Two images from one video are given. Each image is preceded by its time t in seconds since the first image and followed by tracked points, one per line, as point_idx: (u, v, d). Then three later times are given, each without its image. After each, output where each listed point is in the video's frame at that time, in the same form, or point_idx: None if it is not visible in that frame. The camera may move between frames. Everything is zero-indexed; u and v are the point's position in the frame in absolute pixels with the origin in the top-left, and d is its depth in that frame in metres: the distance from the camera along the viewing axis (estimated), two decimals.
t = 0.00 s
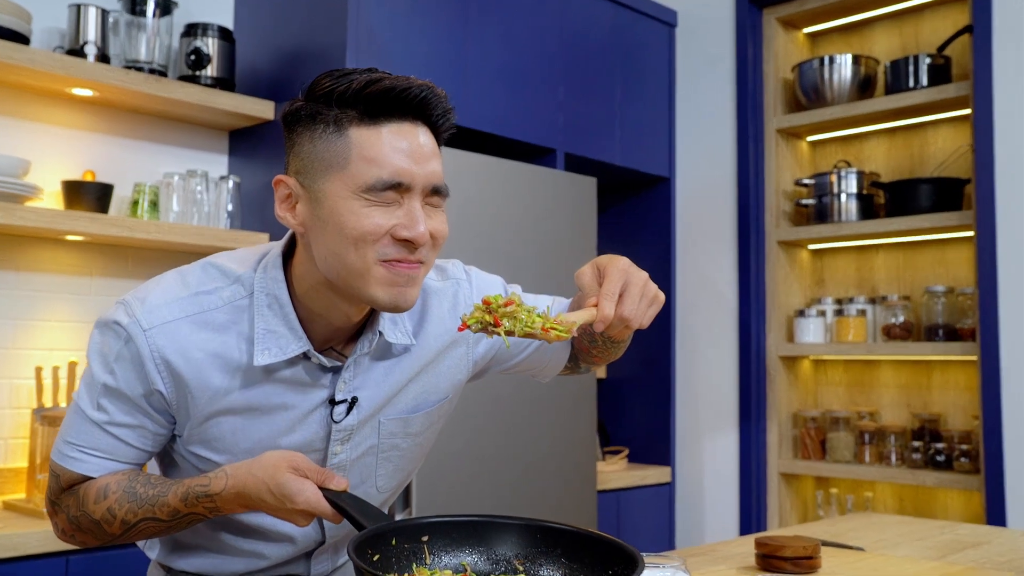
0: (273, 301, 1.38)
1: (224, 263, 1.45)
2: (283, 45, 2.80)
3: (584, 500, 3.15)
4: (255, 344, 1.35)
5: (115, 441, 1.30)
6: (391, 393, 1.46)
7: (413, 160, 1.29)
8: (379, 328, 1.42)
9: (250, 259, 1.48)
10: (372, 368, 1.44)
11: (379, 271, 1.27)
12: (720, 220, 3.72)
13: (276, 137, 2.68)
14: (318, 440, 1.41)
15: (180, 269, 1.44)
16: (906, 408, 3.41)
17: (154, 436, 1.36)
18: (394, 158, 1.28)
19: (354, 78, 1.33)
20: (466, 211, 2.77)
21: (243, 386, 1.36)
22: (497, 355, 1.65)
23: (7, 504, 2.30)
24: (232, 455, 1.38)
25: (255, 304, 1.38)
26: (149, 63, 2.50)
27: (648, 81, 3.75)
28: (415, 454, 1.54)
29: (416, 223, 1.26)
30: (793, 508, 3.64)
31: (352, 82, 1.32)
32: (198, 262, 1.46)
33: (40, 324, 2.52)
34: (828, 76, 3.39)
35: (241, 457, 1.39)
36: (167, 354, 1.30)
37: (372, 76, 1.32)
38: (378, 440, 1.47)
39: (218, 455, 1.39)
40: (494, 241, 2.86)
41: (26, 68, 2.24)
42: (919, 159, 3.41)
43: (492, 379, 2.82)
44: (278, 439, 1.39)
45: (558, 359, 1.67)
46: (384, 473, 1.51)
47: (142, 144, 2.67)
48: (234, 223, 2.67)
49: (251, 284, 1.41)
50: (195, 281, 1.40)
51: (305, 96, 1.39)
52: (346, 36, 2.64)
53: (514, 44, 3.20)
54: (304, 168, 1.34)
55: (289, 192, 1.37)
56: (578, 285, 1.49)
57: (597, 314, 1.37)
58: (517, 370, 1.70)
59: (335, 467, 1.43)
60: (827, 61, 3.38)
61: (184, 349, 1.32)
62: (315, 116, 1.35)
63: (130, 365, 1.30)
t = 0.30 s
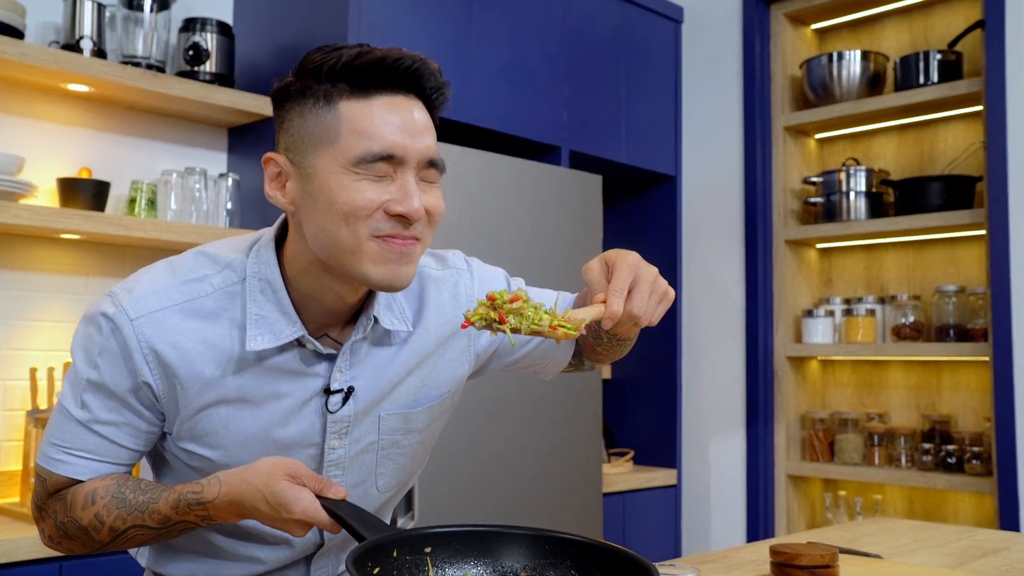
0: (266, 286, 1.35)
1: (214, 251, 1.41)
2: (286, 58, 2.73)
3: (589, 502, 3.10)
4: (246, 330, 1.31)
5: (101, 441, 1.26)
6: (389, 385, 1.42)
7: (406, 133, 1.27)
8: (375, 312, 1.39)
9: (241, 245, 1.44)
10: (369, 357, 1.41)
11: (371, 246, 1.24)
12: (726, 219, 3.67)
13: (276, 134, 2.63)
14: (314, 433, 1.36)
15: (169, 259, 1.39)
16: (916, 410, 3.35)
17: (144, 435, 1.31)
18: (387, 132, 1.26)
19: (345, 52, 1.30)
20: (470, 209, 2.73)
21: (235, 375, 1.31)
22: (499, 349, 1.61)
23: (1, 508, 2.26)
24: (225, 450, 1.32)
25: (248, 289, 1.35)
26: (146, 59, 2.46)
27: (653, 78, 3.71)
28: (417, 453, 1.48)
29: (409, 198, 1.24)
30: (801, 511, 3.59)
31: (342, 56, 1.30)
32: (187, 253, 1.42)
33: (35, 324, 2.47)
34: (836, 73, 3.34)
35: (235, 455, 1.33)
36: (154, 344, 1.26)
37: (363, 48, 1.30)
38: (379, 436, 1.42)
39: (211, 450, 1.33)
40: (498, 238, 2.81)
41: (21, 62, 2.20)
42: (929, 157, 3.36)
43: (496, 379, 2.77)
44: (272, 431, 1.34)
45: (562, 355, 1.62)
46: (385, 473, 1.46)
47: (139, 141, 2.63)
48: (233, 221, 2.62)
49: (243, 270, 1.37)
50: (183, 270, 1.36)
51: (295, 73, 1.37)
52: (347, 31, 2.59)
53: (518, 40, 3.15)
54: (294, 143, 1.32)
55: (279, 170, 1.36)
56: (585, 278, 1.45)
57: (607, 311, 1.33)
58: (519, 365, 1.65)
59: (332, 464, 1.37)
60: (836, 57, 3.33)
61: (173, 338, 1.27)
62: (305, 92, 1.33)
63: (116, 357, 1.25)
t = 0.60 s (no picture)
0: (259, 271, 1.33)
1: (206, 240, 1.38)
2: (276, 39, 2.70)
3: (592, 503, 3.06)
4: (239, 315, 1.29)
5: (90, 439, 1.21)
6: (386, 376, 1.38)
7: (391, 104, 1.24)
8: (370, 297, 1.36)
9: (234, 234, 1.42)
10: (365, 346, 1.38)
11: (359, 221, 1.20)
12: (731, 219, 3.63)
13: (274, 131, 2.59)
14: (310, 426, 1.32)
15: (160, 250, 1.36)
16: (922, 411, 3.31)
17: (136, 434, 1.27)
18: (371, 103, 1.23)
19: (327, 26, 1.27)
20: (471, 207, 2.69)
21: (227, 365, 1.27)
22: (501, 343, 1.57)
23: None
24: (219, 444, 1.28)
25: (241, 274, 1.33)
26: (142, 54, 2.41)
27: (657, 75, 3.67)
28: (417, 451, 1.44)
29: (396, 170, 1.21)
30: (806, 513, 3.55)
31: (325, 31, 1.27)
32: (179, 244, 1.39)
33: (29, 324, 2.44)
34: (842, 70, 3.30)
35: (230, 451, 1.28)
36: (146, 333, 1.23)
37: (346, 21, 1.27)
38: (377, 431, 1.39)
39: (203, 446, 1.28)
40: (500, 236, 2.78)
41: (14, 58, 2.16)
42: (936, 155, 3.33)
43: (497, 379, 2.73)
44: (266, 424, 1.29)
45: (565, 352, 1.59)
46: (385, 472, 1.41)
47: (135, 139, 2.59)
48: (231, 220, 2.59)
49: (235, 255, 1.35)
50: (175, 259, 1.33)
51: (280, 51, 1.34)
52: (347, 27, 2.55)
53: (520, 36, 3.11)
54: (278, 120, 1.29)
55: (266, 149, 1.33)
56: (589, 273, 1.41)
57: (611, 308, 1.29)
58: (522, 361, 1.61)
59: (330, 459, 1.33)
60: (842, 54, 3.28)
61: (165, 327, 1.25)
62: (290, 68, 1.30)
63: (106, 350, 1.22)
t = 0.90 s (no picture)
0: (257, 271, 1.31)
1: (203, 241, 1.36)
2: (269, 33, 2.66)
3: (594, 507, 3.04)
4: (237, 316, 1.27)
5: (84, 449, 1.18)
6: (384, 383, 1.36)
7: (361, 90, 1.22)
8: (366, 303, 1.33)
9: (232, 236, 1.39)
10: (363, 351, 1.35)
11: (328, 212, 1.20)
12: (733, 219, 3.60)
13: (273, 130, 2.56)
14: (307, 433, 1.29)
15: (156, 252, 1.34)
16: (927, 413, 3.28)
17: (130, 442, 1.23)
18: (341, 89, 1.21)
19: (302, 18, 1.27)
20: (472, 207, 2.66)
21: (223, 369, 1.26)
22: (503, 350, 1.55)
23: None
24: (214, 451, 1.25)
25: (239, 274, 1.31)
26: (140, 53, 2.38)
27: (659, 75, 3.64)
28: (417, 460, 1.41)
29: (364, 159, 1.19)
30: (809, 517, 3.52)
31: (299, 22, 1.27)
32: (177, 245, 1.36)
33: (25, 326, 2.41)
34: (846, 69, 3.27)
35: (226, 459, 1.25)
36: (141, 337, 1.20)
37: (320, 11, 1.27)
38: (377, 440, 1.36)
39: (198, 453, 1.25)
40: (501, 237, 2.75)
41: (10, 57, 2.13)
42: (940, 155, 3.30)
43: (499, 383, 2.71)
44: (262, 430, 1.26)
45: (567, 361, 1.56)
46: (384, 482, 1.38)
47: (133, 138, 2.56)
48: (229, 220, 2.56)
49: (234, 255, 1.33)
50: (173, 260, 1.30)
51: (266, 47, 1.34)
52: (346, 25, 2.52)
53: (521, 35, 3.08)
54: (260, 113, 1.29)
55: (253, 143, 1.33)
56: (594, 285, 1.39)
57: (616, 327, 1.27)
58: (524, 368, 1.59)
59: (328, 468, 1.31)
60: (845, 53, 3.25)
61: (161, 331, 1.23)
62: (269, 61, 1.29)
63: (101, 356, 1.19)
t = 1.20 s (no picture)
0: (255, 272, 1.30)
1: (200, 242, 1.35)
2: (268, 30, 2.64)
3: (595, 509, 3.02)
4: (233, 318, 1.26)
5: (85, 454, 1.17)
6: (384, 385, 1.34)
7: (341, 83, 1.21)
8: (366, 304, 1.32)
9: (228, 235, 1.38)
10: (363, 352, 1.34)
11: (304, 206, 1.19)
12: (734, 219, 3.59)
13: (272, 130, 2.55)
14: (308, 435, 1.28)
15: (155, 252, 1.32)
16: (928, 414, 3.27)
17: (131, 446, 1.22)
18: (321, 83, 1.20)
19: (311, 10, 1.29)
20: (472, 207, 2.65)
21: (221, 371, 1.25)
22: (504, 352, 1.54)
23: None
24: (216, 454, 1.24)
25: (237, 275, 1.29)
26: (138, 52, 2.37)
27: (659, 75, 3.63)
28: (420, 464, 1.40)
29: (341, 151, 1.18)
30: (810, 518, 3.50)
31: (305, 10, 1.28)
32: (177, 245, 1.35)
33: (23, 327, 2.39)
34: (847, 69, 3.26)
35: (226, 461, 1.24)
36: (141, 339, 1.19)
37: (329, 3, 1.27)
38: (378, 442, 1.35)
39: (197, 455, 1.24)
40: (501, 237, 2.74)
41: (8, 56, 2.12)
42: (942, 155, 3.29)
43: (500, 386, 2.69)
44: (262, 432, 1.25)
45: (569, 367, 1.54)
46: (387, 486, 1.37)
47: (131, 139, 2.55)
48: (228, 221, 2.55)
49: (231, 255, 1.32)
50: (171, 260, 1.29)
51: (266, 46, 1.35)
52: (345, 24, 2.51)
53: (520, 35, 3.07)
54: (251, 106, 1.29)
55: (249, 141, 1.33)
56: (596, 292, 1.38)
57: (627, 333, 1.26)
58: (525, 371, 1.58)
59: (329, 471, 1.29)
60: (846, 53, 3.24)
61: (159, 333, 1.21)
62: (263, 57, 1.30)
63: (101, 360, 1.17)
